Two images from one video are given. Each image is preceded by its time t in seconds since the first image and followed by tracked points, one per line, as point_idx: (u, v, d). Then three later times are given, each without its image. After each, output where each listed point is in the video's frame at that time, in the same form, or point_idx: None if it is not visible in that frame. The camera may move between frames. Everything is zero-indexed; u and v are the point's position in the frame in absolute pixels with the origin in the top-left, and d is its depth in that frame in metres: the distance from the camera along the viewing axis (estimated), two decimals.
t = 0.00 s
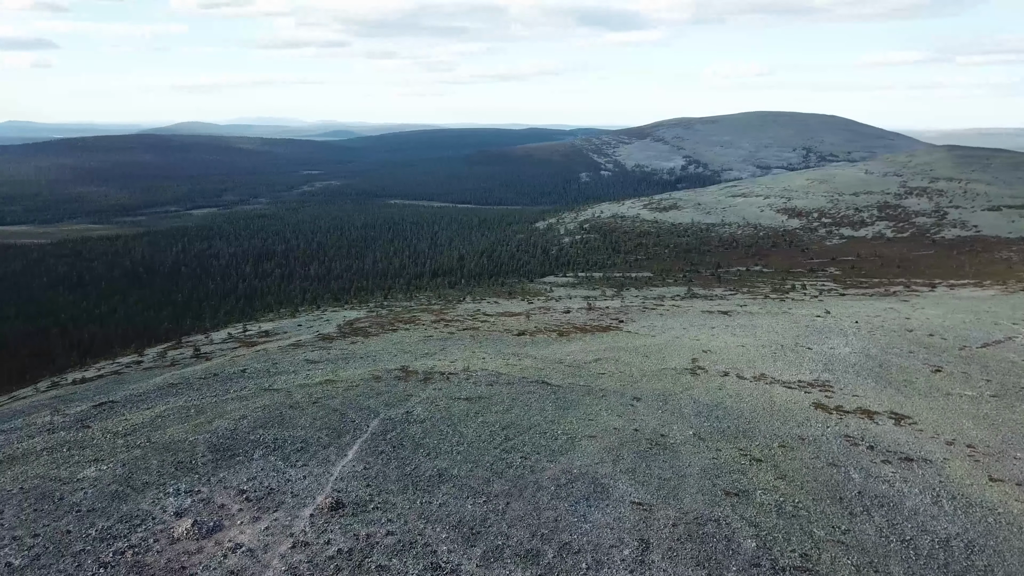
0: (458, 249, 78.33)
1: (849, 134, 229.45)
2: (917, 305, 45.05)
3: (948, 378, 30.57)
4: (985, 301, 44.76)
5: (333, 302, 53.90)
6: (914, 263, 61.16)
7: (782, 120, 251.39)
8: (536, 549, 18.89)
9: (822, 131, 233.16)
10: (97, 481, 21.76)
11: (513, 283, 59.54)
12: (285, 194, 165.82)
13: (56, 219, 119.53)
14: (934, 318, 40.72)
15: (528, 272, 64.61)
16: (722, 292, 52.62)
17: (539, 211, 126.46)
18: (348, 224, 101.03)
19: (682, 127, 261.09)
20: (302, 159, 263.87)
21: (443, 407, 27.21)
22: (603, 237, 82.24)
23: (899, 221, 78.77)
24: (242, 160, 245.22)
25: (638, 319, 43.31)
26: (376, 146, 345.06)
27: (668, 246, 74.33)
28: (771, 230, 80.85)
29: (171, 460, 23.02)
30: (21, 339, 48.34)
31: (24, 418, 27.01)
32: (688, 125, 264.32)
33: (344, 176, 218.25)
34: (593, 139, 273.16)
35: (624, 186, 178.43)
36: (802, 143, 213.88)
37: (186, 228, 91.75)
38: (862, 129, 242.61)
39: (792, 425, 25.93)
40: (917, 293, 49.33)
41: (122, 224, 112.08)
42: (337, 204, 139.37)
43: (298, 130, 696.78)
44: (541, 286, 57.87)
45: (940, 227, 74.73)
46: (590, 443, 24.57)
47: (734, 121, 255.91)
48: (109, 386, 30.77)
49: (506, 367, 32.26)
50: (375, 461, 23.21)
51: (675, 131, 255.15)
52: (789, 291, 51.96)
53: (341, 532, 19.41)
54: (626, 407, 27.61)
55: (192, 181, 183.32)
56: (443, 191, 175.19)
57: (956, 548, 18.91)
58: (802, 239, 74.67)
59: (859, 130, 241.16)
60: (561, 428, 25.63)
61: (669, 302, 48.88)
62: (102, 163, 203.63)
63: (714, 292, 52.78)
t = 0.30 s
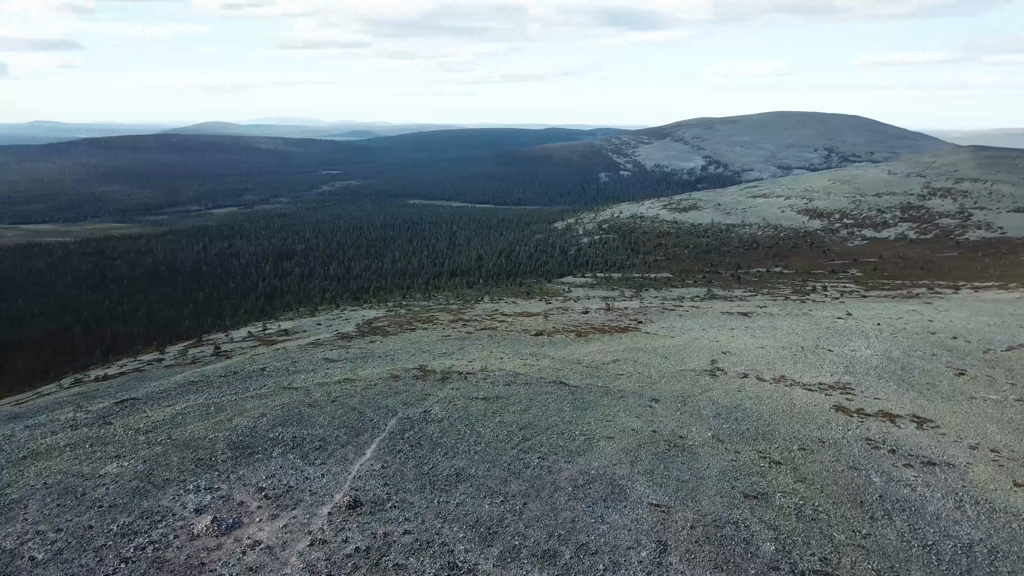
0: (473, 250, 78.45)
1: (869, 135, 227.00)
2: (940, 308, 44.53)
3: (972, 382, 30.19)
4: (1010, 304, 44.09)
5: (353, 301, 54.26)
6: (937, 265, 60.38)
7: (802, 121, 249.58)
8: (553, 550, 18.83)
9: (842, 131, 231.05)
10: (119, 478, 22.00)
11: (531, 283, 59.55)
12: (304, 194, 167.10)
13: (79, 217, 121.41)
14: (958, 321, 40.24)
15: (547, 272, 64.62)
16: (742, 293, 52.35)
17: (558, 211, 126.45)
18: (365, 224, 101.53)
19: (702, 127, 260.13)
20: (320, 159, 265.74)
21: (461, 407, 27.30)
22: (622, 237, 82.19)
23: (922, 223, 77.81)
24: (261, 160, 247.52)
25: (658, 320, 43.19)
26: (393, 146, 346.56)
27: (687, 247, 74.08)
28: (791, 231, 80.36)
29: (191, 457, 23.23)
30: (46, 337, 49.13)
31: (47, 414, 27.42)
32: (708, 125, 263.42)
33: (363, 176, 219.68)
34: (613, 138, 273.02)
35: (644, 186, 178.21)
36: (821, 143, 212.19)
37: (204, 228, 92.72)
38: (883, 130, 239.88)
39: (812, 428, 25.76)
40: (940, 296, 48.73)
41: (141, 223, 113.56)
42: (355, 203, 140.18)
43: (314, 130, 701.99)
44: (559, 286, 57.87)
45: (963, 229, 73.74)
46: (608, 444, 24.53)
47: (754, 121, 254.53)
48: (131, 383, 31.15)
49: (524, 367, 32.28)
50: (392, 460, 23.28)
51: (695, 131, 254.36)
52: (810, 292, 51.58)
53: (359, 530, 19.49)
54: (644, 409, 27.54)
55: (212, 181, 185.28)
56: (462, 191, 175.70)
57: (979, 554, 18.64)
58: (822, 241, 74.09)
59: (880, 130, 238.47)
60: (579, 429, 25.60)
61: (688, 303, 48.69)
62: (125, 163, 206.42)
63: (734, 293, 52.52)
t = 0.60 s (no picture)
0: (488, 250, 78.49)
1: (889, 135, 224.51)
2: (964, 310, 43.93)
3: (996, 385, 29.78)
4: None
5: (368, 301, 54.52)
6: (960, 267, 59.57)
7: (820, 121, 247.69)
8: (569, 550, 18.78)
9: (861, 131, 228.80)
10: (138, 474, 22.21)
11: (547, 283, 59.52)
12: (321, 194, 168.14)
13: (98, 215, 122.98)
14: (982, 324, 39.71)
15: (564, 272, 64.62)
16: (761, 294, 52.04)
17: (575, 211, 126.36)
18: (379, 224, 101.93)
19: (720, 127, 259.23)
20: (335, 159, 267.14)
21: (478, 407, 27.33)
22: (639, 237, 82.06)
23: (945, 224, 76.79)
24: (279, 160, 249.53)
25: (676, 320, 43.03)
26: (408, 146, 347.87)
27: (705, 247, 73.75)
28: (810, 232, 79.80)
29: (209, 455, 23.41)
30: (69, 332, 49.97)
31: (69, 410, 27.78)
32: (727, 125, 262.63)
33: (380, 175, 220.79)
34: (631, 138, 272.84)
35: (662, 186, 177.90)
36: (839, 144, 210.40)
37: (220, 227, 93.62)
38: (903, 130, 237.14)
39: (831, 430, 25.56)
40: (963, 298, 48.10)
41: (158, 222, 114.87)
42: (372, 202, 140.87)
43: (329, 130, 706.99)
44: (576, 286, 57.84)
45: (987, 230, 72.63)
46: (625, 444, 24.47)
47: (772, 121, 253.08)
48: (150, 381, 31.47)
49: (541, 368, 32.26)
50: (409, 459, 23.35)
51: (714, 131, 253.61)
52: (829, 294, 51.17)
53: (375, 529, 19.54)
54: (661, 410, 27.42)
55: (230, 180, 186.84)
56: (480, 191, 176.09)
57: (1002, 559, 18.34)
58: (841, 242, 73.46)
59: (900, 130, 235.76)
60: (596, 430, 25.55)
61: (706, 304, 48.46)
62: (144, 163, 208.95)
63: (753, 294, 52.22)
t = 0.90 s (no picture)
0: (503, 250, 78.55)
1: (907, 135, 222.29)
2: (987, 312, 43.41)
3: (1019, 389, 29.39)
4: None
5: (383, 300, 54.73)
6: (981, 268, 58.86)
7: (837, 121, 245.88)
8: (584, 551, 18.74)
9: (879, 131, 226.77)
10: (157, 471, 22.41)
11: (564, 284, 59.55)
12: (338, 193, 169.24)
13: (117, 214, 124.46)
14: (1005, 326, 39.26)
15: (581, 272, 64.63)
16: (779, 295, 51.76)
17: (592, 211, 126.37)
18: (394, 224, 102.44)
19: (739, 127, 258.24)
20: (351, 159, 268.46)
21: (494, 406, 27.37)
22: (657, 238, 81.97)
23: (966, 225, 75.86)
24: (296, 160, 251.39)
25: (693, 321, 42.90)
26: (424, 146, 349.43)
27: (722, 248, 73.46)
28: (829, 233, 79.29)
29: (227, 452, 23.58)
30: (87, 330, 50.60)
31: (89, 407, 28.11)
32: (746, 125, 261.56)
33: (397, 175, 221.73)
34: (648, 138, 272.33)
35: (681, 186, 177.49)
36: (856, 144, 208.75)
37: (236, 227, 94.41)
38: (922, 129, 234.55)
39: (849, 433, 25.37)
40: (984, 300, 47.59)
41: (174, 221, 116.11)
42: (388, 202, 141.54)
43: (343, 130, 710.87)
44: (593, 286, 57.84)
45: (1009, 231, 71.63)
46: (641, 445, 24.41)
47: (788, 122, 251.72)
48: (169, 379, 31.78)
49: (556, 368, 32.26)
50: (425, 458, 23.41)
51: (732, 130, 252.68)
52: (849, 295, 50.81)
53: (390, 528, 19.58)
54: (677, 411, 27.33)
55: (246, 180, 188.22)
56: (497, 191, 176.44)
57: None
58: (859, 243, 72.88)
59: (919, 130, 233.27)
60: (613, 431, 25.51)
61: (724, 305, 48.25)
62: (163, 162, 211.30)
63: (770, 295, 51.99)
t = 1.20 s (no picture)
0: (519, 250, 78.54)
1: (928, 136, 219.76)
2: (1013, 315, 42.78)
3: None
4: None
5: (398, 300, 54.93)
6: (1006, 270, 58.03)
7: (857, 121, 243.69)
8: (601, 552, 18.70)
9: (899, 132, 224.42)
10: (177, 468, 22.63)
11: (584, 284, 59.50)
12: (357, 193, 170.13)
13: (138, 213, 126.03)
14: None
15: (600, 273, 64.54)
16: (799, 297, 51.36)
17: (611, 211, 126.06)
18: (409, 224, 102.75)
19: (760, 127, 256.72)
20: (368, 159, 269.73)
21: (512, 407, 27.39)
22: (677, 238, 81.74)
23: (990, 227, 74.78)
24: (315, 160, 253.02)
25: (711, 322, 42.71)
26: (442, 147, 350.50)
27: (742, 249, 73.08)
28: (851, 234, 78.63)
29: (246, 450, 23.77)
30: (108, 328, 51.25)
31: (111, 404, 28.48)
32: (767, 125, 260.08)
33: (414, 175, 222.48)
34: (666, 138, 271.37)
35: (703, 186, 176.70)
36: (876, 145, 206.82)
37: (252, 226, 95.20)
38: (944, 130, 231.66)
39: (870, 436, 25.13)
40: (1010, 303, 46.92)
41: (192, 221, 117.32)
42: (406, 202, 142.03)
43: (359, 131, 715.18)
44: (612, 287, 57.74)
45: None
46: (660, 447, 24.33)
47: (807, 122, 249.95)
48: (189, 376, 32.10)
49: (574, 369, 32.21)
50: (442, 457, 23.47)
51: (753, 130, 251.37)
52: (870, 297, 50.34)
53: (407, 526, 19.63)
54: (696, 413, 27.20)
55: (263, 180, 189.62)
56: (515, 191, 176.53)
57: None
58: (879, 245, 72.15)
59: (940, 130, 230.46)
60: (631, 432, 25.44)
61: (743, 306, 47.92)
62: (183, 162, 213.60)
63: (790, 297, 51.65)
